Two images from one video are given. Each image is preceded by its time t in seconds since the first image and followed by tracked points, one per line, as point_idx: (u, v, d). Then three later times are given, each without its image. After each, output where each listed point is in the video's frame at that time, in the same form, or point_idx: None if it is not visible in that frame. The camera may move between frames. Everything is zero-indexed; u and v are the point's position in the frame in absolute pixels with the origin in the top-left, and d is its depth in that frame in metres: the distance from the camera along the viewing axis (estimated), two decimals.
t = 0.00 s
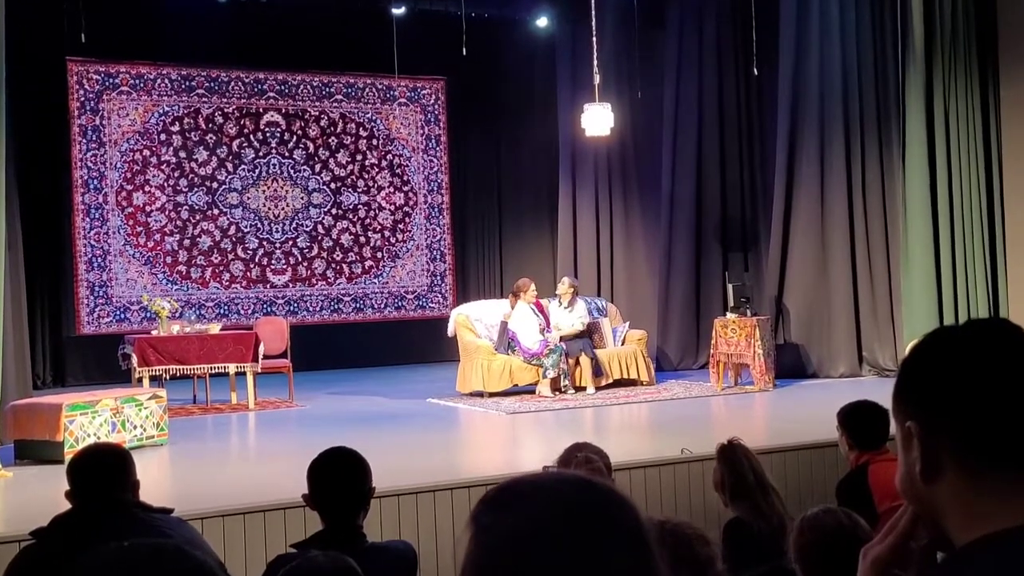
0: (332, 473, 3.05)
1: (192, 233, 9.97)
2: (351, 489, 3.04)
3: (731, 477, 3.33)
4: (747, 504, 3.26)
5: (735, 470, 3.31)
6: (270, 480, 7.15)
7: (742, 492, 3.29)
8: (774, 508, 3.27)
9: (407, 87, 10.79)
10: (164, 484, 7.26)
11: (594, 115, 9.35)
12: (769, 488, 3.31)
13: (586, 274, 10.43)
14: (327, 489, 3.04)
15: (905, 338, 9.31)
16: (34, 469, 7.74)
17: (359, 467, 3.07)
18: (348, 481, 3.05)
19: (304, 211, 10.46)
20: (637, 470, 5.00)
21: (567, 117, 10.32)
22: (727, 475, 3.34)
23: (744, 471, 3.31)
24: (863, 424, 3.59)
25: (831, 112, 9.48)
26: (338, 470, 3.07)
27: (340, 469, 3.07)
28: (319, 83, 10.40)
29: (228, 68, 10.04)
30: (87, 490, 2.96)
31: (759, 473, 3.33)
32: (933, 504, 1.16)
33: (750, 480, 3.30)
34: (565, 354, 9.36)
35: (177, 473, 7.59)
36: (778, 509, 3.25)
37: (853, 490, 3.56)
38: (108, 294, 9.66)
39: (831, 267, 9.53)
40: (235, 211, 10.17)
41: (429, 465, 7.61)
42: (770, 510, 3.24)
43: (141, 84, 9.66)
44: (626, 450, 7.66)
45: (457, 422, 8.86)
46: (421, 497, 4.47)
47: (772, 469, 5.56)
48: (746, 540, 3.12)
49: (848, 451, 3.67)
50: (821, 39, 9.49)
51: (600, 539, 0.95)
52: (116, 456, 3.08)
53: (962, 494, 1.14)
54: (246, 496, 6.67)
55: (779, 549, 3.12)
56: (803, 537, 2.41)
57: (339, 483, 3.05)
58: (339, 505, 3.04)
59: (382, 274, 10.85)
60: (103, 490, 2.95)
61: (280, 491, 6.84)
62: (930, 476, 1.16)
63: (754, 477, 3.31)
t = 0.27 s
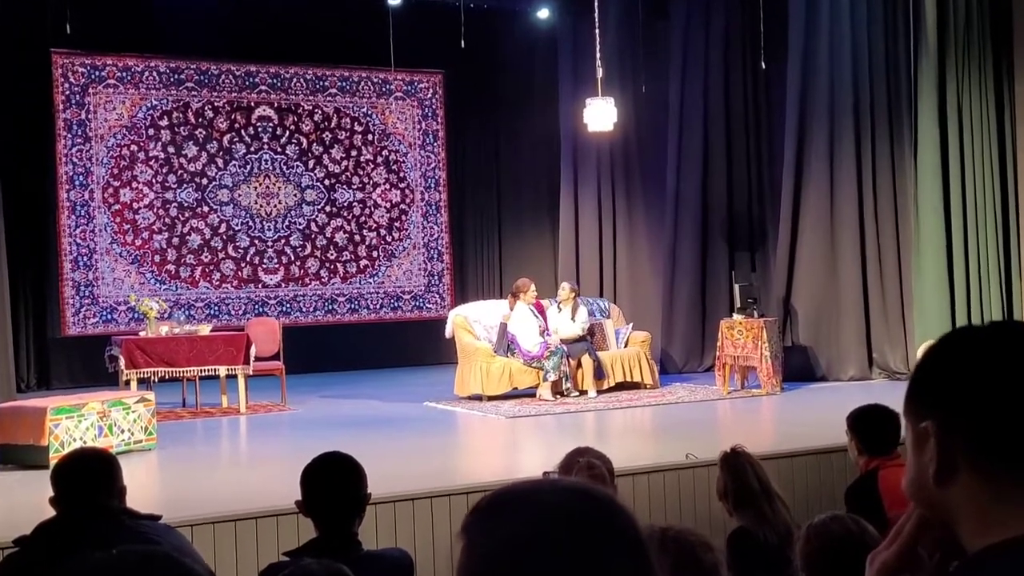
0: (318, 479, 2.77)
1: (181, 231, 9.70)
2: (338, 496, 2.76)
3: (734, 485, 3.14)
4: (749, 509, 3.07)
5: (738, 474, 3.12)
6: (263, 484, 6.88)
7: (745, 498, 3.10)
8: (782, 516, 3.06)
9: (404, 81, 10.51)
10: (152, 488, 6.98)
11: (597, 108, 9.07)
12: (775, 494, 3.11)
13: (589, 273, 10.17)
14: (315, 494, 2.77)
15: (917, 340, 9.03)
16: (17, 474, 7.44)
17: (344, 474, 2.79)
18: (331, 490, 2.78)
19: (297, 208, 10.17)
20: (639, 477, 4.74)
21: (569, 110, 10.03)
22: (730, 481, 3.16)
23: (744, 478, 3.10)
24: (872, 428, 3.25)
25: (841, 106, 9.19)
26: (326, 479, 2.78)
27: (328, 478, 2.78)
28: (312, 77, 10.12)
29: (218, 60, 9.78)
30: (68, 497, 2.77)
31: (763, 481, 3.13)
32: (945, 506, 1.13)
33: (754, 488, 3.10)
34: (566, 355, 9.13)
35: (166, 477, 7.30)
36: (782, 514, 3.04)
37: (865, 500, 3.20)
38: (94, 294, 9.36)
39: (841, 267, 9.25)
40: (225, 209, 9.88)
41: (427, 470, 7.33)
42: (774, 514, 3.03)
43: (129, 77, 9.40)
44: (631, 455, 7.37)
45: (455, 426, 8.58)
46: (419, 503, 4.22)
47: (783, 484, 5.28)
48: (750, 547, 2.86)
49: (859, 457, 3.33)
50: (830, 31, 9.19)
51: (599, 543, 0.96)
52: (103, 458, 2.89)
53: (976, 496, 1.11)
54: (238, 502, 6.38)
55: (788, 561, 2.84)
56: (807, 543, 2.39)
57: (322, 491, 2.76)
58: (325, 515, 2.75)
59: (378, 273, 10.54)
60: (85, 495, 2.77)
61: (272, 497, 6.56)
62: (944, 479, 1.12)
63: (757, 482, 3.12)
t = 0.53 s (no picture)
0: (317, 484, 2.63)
1: (171, 229, 9.45)
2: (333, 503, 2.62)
3: (738, 493, 2.85)
4: (756, 521, 2.79)
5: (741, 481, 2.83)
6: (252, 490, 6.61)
7: (751, 506, 2.82)
8: (789, 524, 2.79)
9: (401, 73, 10.27)
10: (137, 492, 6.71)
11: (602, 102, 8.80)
12: (782, 502, 2.83)
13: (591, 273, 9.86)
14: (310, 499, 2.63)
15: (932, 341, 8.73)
16: None
17: (345, 479, 2.64)
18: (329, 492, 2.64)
19: (291, 205, 9.92)
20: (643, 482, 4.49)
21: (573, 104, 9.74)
22: (733, 490, 2.86)
23: (754, 487, 2.83)
24: (882, 430, 3.09)
25: (853, 99, 8.89)
26: (321, 483, 2.65)
27: (324, 482, 2.65)
28: (307, 69, 9.87)
29: (209, 52, 9.52)
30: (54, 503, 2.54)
31: (770, 489, 2.85)
32: (962, 514, 0.97)
33: (761, 496, 2.82)
34: (569, 357, 8.82)
35: (153, 480, 7.02)
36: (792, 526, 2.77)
37: (877, 506, 3.03)
38: (82, 294, 9.15)
39: (852, 264, 8.95)
40: (217, 205, 9.63)
41: (423, 476, 7.04)
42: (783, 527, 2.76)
43: (117, 69, 9.19)
44: (636, 459, 7.08)
45: (454, 430, 8.28)
46: (418, 509, 4.04)
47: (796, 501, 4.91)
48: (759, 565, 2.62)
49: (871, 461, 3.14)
50: (843, 22, 8.89)
51: (596, 560, 0.87)
52: (91, 463, 2.63)
53: (997, 505, 0.96)
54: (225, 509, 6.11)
55: None
56: (820, 551, 2.14)
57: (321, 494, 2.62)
58: (322, 523, 2.61)
59: (375, 272, 10.28)
60: (72, 503, 2.52)
61: (261, 502, 6.28)
62: (958, 486, 0.97)
63: (764, 490, 2.84)
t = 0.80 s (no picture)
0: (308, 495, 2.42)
1: (154, 224, 8.96)
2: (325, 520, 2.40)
3: (757, 508, 2.68)
4: (775, 536, 2.61)
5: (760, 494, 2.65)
6: (234, 502, 6.08)
7: (770, 522, 2.64)
8: (809, 539, 2.61)
9: (399, 58, 9.70)
10: (110, 503, 6.19)
11: (612, 87, 8.27)
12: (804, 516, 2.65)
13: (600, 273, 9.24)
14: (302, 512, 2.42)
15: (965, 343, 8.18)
16: None
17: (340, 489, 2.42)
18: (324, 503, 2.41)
19: (281, 198, 9.38)
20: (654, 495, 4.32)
21: (581, 90, 9.19)
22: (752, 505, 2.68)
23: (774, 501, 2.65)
24: (912, 438, 2.90)
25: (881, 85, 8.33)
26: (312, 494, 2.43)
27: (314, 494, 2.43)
28: (298, 54, 9.34)
29: (194, 36, 9.02)
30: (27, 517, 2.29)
31: (792, 503, 2.66)
32: (994, 531, 0.83)
33: (779, 509, 2.64)
34: (578, 361, 8.24)
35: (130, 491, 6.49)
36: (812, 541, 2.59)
37: (903, 521, 2.84)
38: (59, 293, 8.68)
39: (880, 261, 8.38)
40: (203, 198, 9.13)
41: (421, 488, 6.51)
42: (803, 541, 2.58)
43: (96, 54, 8.72)
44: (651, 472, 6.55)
45: (455, 439, 7.74)
46: (415, 523, 3.80)
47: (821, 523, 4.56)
48: None
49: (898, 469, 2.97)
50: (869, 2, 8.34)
51: None
52: (66, 474, 2.38)
53: None
54: (204, 522, 5.58)
55: None
56: (845, 567, 2.13)
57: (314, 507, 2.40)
58: (317, 537, 2.40)
59: (370, 270, 9.72)
60: (49, 513, 2.29)
61: (244, 515, 5.75)
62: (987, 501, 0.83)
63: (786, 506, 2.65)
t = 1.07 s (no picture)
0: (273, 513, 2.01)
1: (102, 212, 8.05)
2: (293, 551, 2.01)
3: (788, 544, 2.01)
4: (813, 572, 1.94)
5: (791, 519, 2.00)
6: (178, 516, 5.04)
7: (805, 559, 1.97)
8: None
9: (384, 22, 8.61)
10: (29, 513, 5.15)
11: (631, 57, 7.18)
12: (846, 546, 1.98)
13: (617, 267, 8.20)
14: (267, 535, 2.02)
15: None
16: None
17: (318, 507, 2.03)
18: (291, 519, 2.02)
19: (249, 182, 8.39)
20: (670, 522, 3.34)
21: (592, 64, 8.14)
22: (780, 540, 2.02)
23: (803, 531, 2.00)
24: (972, 455, 2.35)
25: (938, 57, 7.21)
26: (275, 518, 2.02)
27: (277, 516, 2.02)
28: (268, 17, 8.35)
29: None
30: None
31: (830, 531, 2.00)
32: None
33: (815, 541, 1.98)
34: (590, 369, 7.15)
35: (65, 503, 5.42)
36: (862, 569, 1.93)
37: (963, 553, 2.28)
38: None
39: (937, 256, 7.25)
40: (158, 182, 8.19)
41: (404, 514, 5.44)
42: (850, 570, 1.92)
43: (36, 16, 7.83)
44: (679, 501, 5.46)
45: (447, 461, 6.64)
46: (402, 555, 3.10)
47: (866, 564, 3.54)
48: None
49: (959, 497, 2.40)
50: None
51: None
52: None
53: None
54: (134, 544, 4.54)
55: None
56: None
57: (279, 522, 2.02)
58: None
59: (351, 265, 8.64)
60: None
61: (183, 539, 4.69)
62: None
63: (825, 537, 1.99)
